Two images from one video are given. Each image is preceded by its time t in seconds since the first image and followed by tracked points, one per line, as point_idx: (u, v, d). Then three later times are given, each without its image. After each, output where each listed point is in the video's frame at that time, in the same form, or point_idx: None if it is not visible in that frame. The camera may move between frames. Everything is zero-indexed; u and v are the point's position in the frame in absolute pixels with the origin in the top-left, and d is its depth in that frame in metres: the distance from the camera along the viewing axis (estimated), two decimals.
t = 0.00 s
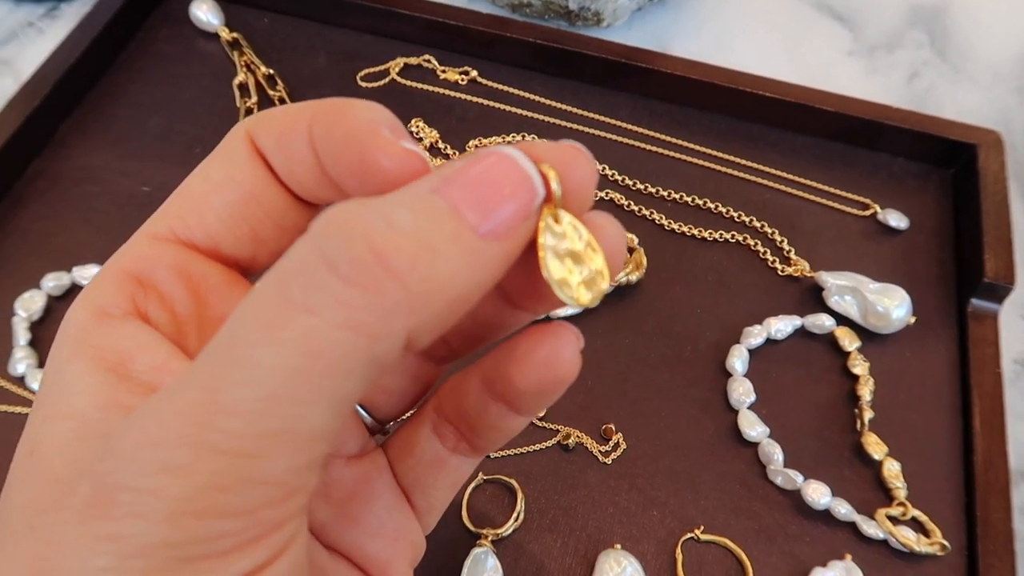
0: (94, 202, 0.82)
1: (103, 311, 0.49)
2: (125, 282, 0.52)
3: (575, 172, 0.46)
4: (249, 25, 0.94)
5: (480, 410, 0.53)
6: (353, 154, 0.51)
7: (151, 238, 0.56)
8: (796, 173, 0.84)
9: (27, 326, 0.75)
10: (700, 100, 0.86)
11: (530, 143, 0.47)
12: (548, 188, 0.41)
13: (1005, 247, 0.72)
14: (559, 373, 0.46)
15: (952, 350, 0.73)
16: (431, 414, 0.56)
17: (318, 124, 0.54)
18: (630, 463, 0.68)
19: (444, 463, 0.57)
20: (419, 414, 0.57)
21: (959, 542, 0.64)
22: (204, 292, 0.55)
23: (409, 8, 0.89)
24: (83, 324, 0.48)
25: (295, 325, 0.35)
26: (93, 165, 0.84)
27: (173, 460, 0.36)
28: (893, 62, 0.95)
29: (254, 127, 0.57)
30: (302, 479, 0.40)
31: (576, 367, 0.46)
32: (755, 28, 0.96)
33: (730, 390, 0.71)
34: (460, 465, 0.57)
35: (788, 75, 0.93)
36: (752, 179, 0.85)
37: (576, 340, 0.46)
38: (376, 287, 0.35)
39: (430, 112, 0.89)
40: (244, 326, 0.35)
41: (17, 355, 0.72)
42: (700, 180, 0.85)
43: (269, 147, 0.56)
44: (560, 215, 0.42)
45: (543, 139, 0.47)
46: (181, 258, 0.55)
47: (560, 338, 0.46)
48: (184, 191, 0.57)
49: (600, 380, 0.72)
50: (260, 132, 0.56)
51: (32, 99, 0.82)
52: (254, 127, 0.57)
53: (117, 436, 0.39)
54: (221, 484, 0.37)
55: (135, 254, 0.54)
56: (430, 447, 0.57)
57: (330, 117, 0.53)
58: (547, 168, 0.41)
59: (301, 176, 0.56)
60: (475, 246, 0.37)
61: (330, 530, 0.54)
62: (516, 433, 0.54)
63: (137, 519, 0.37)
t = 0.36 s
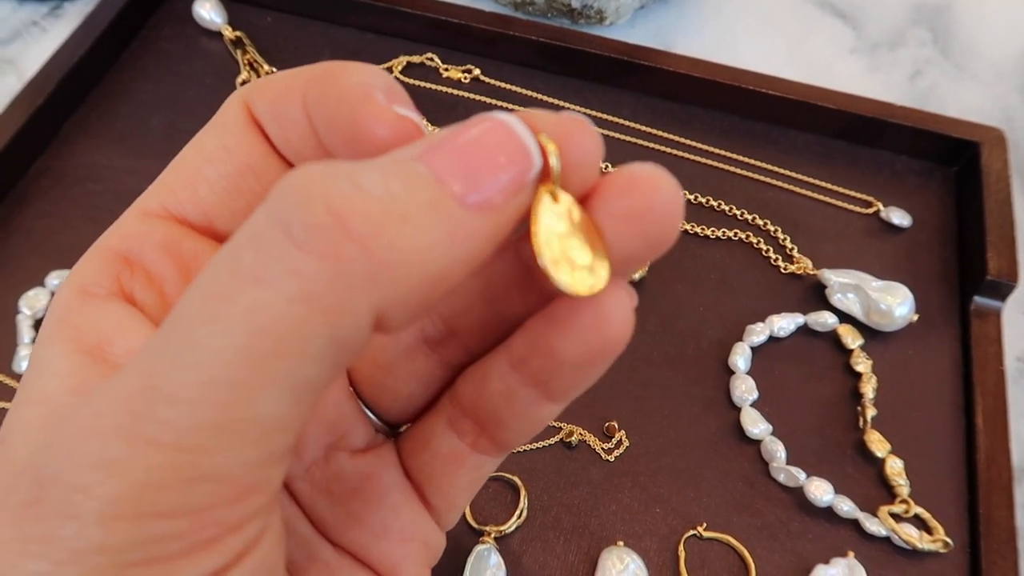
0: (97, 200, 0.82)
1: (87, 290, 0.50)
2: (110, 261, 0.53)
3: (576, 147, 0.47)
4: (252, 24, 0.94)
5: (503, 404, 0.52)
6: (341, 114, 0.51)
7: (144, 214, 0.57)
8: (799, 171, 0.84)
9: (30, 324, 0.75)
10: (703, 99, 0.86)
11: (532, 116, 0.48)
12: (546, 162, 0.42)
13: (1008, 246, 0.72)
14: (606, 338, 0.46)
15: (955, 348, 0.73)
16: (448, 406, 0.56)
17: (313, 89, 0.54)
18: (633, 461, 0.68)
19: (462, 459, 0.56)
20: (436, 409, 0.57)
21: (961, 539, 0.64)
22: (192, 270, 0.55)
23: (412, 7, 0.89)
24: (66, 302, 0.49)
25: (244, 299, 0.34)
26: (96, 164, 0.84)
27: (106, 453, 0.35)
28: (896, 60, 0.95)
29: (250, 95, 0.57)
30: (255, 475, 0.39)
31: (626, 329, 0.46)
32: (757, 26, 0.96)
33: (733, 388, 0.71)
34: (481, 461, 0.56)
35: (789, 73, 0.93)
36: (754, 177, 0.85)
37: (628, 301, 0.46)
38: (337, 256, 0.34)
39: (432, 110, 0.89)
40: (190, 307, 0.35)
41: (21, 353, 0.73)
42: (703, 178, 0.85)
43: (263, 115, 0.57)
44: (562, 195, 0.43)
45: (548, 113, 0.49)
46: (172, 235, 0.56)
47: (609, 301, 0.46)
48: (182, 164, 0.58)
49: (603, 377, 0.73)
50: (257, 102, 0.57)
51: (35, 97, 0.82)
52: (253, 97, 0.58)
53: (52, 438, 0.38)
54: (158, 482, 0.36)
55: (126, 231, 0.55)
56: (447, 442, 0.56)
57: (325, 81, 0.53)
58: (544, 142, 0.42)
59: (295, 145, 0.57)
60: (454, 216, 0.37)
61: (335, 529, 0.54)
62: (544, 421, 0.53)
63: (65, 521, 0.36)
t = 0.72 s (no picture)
0: (96, 193, 0.81)
1: (126, 304, 0.49)
2: (150, 279, 0.52)
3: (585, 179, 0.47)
4: (252, 15, 0.92)
5: (510, 412, 0.52)
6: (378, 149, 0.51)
7: (180, 236, 0.55)
8: (809, 164, 0.83)
9: (29, 318, 0.74)
10: (710, 90, 0.85)
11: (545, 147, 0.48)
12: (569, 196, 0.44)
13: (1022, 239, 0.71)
14: (560, 375, 0.46)
15: (968, 343, 0.72)
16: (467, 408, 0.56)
17: (348, 129, 0.54)
18: (641, 457, 0.67)
19: (479, 458, 0.56)
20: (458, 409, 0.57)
21: (975, 537, 0.63)
22: (231, 292, 0.54)
23: None
24: (104, 318, 0.48)
25: (317, 300, 0.35)
26: (95, 156, 0.83)
27: (190, 431, 0.35)
28: (905, 52, 0.93)
29: (284, 131, 0.57)
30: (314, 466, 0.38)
31: (576, 369, 0.46)
32: (765, 18, 0.95)
33: (741, 384, 0.70)
34: (496, 461, 0.56)
35: (797, 65, 0.92)
36: (762, 169, 0.83)
37: (573, 341, 0.46)
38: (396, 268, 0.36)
39: (436, 102, 0.88)
40: (265, 305, 0.35)
41: (19, 348, 0.71)
42: (710, 171, 0.84)
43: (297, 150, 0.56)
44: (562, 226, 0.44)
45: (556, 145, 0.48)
46: (207, 256, 0.55)
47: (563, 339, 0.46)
48: (218, 193, 0.57)
49: (610, 373, 0.71)
50: (291, 138, 0.56)
51: (33, 89, 0.81)
52: (286, 133, 0.57)
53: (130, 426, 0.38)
54: (239, 459, 0.36)
55: (162, 252, 0.54)
56: (466, 441, 0.56)
57: (360, 119, 0.53)
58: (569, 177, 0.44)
59: (328, 179, 0.56)
60: (493, 238, 0.38)
61: (356, 530, 0.52)
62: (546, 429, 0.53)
63: (149, 495, 0.36)
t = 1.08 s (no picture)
0: (96, 190, 0.81)
1: (116, 312, 0.48)
2: (139, 289, 0.51)
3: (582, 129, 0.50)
4: (253, 11, 0.92)
5: (492, 401, 0.49)
6: (360, 168, 0.52)
7: (169, 252, 0.55)
8: (809, 162, 0.82)
9: (28, 314, 0.74)
10: (710, 87, 0.85)
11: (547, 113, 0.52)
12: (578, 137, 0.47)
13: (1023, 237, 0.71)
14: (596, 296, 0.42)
15: (967, 341, 0.71)
16: (435, 422, 0.53)
17: (326, 149, 0.53)
18: (640, 455, 0.67)
19: (448, 479, 0.53)
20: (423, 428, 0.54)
21: (973, 536, 0.63)
22: (215, 303, 0.53)
23: None
24: (95, 324, 0.47)
25: (333, 311, 0.36)
26: (95, 153, 0.83)
27: (189, 403, 0.36)
28: (907, 48, 0.93)
29: (270, 153, 0.57)
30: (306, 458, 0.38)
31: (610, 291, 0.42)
32: (766, 15, 0.95)
33: (740, 381, 0.70)
34: (467, 483, 0.53)
35: (798, 62, 0.92)
36: (762, 167, 0.83)
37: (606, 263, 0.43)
38: (404, 296, 0.36)
39: (435, 99, 0.88)
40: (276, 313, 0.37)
41: (18, 345, 0.71)
42: (710, 168, 0.84)
43: (281, 171, 0.56)
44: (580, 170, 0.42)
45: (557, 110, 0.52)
46: (195, 270, 0.54)
47: (591, 269, 0.42)
48: (205, 212, 0.56)
49: (608, 370, 0.71)
50: (274, 159, 0.56)
51: (33, 85, 0.81)
52: (270, 154, 0.57)
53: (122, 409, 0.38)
54: (234, 435, 0.36)
55: (154, 266, 0.53)
56: (433, 462, 0.53)
57: (335, 135, 0.53)
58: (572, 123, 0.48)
59: (311, 197, 0.56)
60: (501, 256, 0.37)
61: (325, 542, 0.52)
62: (533, 428, 0.50)
63: (143, 456, 0.35)
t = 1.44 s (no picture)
0: (93, 188, 0.81)
1: (110, 311, 0.47)
2: (134, 289, 0.50)
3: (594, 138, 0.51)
4: (250, 10, 0.92)
5: (499, 416, 0.50)
6: (392, 158, 0.53)
7: (162, 254, 0.54)
8: (808, 159, 0.82)
9: (25, 313, 0.74)
10: (708, 85, 0.85)
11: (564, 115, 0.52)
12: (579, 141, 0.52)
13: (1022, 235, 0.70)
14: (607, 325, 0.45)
15: (966, 339, 0.71)
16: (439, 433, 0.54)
17: (349, 146, 0.54)
18: (637, 453, 0.67)
19: (447, 490, 0.53)
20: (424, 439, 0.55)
21: (971, 534, 0.63)
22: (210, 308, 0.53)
23: None
24: (87, 323, 0.46)
25: (351, 321, 0.36)
26: (92, 151, 0.83)
27: (199, 408, 0.36)
28: (907, 46, 0.92)
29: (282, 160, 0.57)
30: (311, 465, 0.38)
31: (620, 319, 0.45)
32: (765, 12, 0.94)
33: (738, 379, 0.69)
34: (465, 494, 0.53)
35: (797, 60, 0.92)
36: (760, 164, 0.83)
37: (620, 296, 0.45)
38: (431, 315, 0.36)
39: (433, 97, 0.88)
40: (307, 311, 0.36)
41: (15, 343, 0.71)
42: (709, 166, 0.83)
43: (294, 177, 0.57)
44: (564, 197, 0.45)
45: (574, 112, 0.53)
46: (191, 273, 0.53)
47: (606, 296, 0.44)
48: (207, 215, 0.56)
49: (606, 368, 0.71)
50: (287, 166, 0.57)
51: (30, 83, 0.81)
52: (281, 160, 0.57)
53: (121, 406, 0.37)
54: (241, 443, 0.36)
55: (149, 267, 0.52)
56: (434, 472, 0.54)
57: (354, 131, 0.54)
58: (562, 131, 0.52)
59: (329, 199, 0.56)
60: (528, 302, 0.37)
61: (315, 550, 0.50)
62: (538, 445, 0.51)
63: (143, 460, 0.35)
